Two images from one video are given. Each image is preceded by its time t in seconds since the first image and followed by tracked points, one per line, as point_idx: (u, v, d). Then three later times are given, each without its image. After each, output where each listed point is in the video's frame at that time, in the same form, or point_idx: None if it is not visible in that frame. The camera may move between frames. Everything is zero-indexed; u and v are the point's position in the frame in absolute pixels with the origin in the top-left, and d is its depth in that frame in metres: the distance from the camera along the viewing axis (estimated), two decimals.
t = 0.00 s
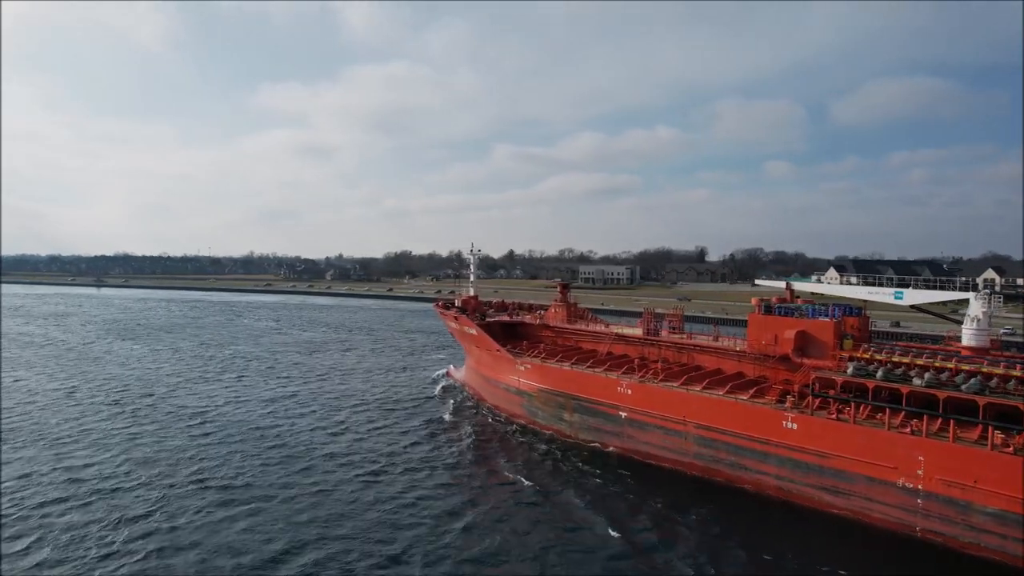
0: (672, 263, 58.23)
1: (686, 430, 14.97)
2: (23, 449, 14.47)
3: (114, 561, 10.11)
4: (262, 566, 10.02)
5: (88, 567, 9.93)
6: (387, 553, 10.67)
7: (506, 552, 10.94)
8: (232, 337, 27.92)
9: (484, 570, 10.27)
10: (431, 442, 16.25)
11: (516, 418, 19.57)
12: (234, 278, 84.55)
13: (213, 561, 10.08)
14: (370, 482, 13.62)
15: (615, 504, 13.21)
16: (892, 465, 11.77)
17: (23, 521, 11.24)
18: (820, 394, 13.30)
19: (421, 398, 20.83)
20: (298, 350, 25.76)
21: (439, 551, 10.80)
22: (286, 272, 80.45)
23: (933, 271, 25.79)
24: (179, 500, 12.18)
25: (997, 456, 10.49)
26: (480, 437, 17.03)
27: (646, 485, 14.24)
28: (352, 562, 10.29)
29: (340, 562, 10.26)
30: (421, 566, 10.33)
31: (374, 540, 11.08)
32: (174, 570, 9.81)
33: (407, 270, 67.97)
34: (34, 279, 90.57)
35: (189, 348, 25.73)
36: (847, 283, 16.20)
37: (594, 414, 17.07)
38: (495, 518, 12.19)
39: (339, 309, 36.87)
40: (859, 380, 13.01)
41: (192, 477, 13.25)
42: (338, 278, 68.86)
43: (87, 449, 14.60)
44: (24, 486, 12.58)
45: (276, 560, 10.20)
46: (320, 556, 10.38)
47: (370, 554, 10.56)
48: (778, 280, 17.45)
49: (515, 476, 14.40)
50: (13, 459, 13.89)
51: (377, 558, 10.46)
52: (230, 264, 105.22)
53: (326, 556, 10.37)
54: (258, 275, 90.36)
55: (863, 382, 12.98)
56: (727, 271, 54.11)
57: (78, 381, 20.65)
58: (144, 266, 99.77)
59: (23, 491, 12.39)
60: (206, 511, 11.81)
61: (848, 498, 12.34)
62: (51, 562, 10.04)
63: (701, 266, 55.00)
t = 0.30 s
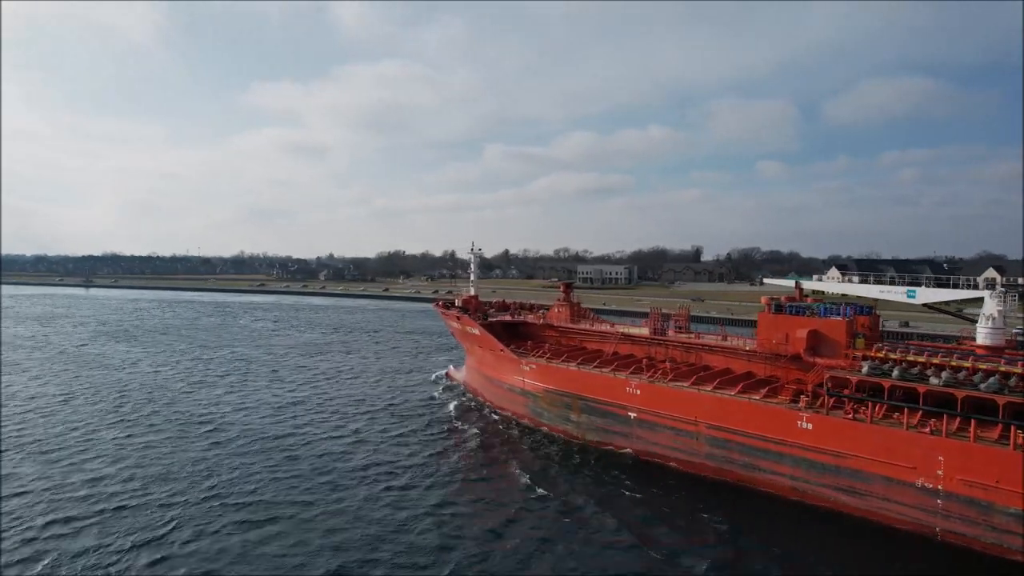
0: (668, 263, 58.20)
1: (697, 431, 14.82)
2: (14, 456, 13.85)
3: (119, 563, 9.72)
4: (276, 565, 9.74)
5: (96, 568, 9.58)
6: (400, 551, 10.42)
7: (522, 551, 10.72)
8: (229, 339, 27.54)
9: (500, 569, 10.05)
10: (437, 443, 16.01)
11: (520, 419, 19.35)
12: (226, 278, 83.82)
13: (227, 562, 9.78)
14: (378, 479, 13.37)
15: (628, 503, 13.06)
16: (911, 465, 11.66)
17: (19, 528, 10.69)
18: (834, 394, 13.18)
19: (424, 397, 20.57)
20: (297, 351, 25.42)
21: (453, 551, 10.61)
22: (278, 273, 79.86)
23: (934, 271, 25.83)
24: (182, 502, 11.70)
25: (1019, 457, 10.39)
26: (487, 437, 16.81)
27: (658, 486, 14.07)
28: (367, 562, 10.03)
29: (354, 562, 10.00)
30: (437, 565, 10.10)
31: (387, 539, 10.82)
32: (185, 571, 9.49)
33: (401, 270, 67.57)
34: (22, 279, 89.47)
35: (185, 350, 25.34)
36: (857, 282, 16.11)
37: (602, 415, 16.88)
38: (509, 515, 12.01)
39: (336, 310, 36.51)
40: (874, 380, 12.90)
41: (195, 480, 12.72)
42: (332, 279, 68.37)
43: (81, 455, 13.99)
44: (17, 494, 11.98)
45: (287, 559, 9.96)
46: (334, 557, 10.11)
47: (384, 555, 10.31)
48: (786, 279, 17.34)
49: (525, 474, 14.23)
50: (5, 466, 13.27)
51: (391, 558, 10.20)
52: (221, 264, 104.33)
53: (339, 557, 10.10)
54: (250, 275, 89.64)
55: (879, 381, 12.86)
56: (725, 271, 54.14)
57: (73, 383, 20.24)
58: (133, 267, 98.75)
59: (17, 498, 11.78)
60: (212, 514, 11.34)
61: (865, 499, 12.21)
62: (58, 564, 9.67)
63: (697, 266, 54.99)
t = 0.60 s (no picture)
0: (657, 263, 58.33)
1: (703, 431, 14.76)
2: (4, 469, 13.28)
3: None
4: None
5: None
6: (411, 559, 10.23)
7: (536, 555, 10.57)
8: (218, 341, 27.04)
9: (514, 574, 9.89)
10: (439, 445, 15.79)
11: (519, 419, 19.17)
12: (209, 278, 82.70)
13: None
14: (383, 484, 13.12)
15: (636, 504, 12.95)
16: (922, 463, 11.66)
17: (14, 550, 10.19)
18: (842, 393, 13.16)
19: (421, 398, 20.31)
20: (289, 353, 25.02)
21: (466, 556, 10.42)
22: (262, 273, 78.93)
23: (925, 270, 26.08)
24: (186, 517, 11.27)
25: None
26: (487, 438, 16.61)
27: (664, 487, 13.96)
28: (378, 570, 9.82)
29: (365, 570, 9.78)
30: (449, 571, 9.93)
31: (398, 546, 10.62)
32: None
33: (388, 270, 67.05)
34: None
35: (174, 352, 24.84)
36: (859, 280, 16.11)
37: (604, 415, 16.76)
38: (519, 518, 11.84)
39: (326, 310, 36.05)
40: (882, 378, 12.90)
41: (197, 493, 12.28)
42: (317, 279, 67.67)
43: (74, 468, 13.43)
44: (14, 509, 11.55)
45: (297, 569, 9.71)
46: (345, 567, 9.87)
47: (395, 562, 10.11)
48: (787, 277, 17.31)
49: (531, 476, 14.06)
50: None
51: (403, 566, 9.99)
52: (202, 264, 102.92)
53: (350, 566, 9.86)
54: (232, 275, 88.55)
55: (887, 379, 12.86)
56: (714, 270, 54.35)
57: (60, 387, 19.73)
58: (111, 267, 97.07)
59: (13, 514, 11.35)
60: (218, 529, 10.94)
61: (875, 497, 12.20)
62: None
63: (686, 266, 55.15)
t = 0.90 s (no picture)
0: (644, 262, 58.50)
1: (707, 430, 14.70)
2: None
3: None
4: None
5: None
6: (422, 563, 10.03)
7: (548, 558, 10.42)
8: (206, 343, 26.54)
9: None
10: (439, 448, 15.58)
11: (517, 420, 19.01)
12: (192, 278, 81.51)
13: None
14: (387, 488, 12.89)
15: (644, 504, 12.84)
16: (931, 461, 11.68)
17: (10, 561, 9.74)
18: (848, 391, 13.16)
19: (417, 400, 20.07)
20: (279, 356, 24.61)
21: (477, 559, 10.23)
22: (244, 274, 77.96)
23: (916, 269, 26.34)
24: (192, 523, 10.97)
25: None
26: (488, 440, 16.43)
27: (671, 487, 13.87)
28: None
29: None
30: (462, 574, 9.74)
31: (407, 550, 10.41)
32: None
33: (373, 270, 66.50)
34: None
35: (162, 355, 24.32)
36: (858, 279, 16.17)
37: (605, 415, 16.66)
38: (528, 522, 11.69)
39: (315, 311, 35.60)
40: (888, 376, 12.92)
41: (198, 501, 11.85)
42: (301, 278, 66.93)
43: (67, 478, 12.90)
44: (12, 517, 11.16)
45: None
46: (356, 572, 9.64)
47: (406, 566, 9.91)
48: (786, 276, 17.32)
49: (537, 478, 13.90)
50: None
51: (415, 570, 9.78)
52: (181, 264, 101.38)
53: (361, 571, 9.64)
54: (213, 275, 87.37)
55: (893, 377, 12.88)
56: (703, 270, 54.65)
57: (46, 392, 19.21)
58: (88, 267, 95.29)
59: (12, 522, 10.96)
60: (225, 535, 10.66)
61: (883, 495, 12.21)
62: None
63: (673, 266, 55.36)
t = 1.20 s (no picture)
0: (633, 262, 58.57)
1: (716, 430, 14.61)
2: None
3: None
4: None
5: None
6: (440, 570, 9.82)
7: (566, 562, 10.26)
8: (197, 345, 26.02)
9: None
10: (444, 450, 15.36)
11: (518, 420, 18.80)
12: (174, 278, 80.26)
13: None
14: (396, 492, 12.64)
15: (656, 505, 12.72)
16: (945, 459, 11.68)
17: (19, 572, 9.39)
18: (859, 389, 13.13)
19: (416, 402, 19.80)
20: (272, 358, 24.18)
21: (495, 565, 10.04)
22: (227, 274, 76.90)
23: (908, 268, 26.57)
24: (204, 530, 10.67)
25: None
26: (492, 442, 16.23)
27: (681, 488, 13.76)
28: None
29: None
30: None
31: (424, 556, 10.19)
32: None
33: (359, 270, 65.89)
34: None
35: (151, 358, 23.79)
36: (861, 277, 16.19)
37: (610, 415, 16.51)
38: (542, 526, 11.51)
39: (306, 312, 35.11)
40: (899, 374, 12.90)
41: (207, 509, 11.44)
42: (287, 278, 66.11)
43: (66, 488, 12.38)
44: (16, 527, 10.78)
45: None
46: None
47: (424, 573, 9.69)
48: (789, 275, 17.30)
49: (545, 480, 13.73)
50: None
51: None
52: (161, 263, 99.80)
53: None
54: (195, 275, 86.10)
55: (904, 375, 12.87)
56: (692, 270, 54.84)
57: (34, 397, 18.68)
58: (65, 267, 93.47)
59: (16, 532, 10.58)
60: (238, 542, 10.37)
61: (896, 494, 12.19)
62: None
63: (662, 266, 55.47)
